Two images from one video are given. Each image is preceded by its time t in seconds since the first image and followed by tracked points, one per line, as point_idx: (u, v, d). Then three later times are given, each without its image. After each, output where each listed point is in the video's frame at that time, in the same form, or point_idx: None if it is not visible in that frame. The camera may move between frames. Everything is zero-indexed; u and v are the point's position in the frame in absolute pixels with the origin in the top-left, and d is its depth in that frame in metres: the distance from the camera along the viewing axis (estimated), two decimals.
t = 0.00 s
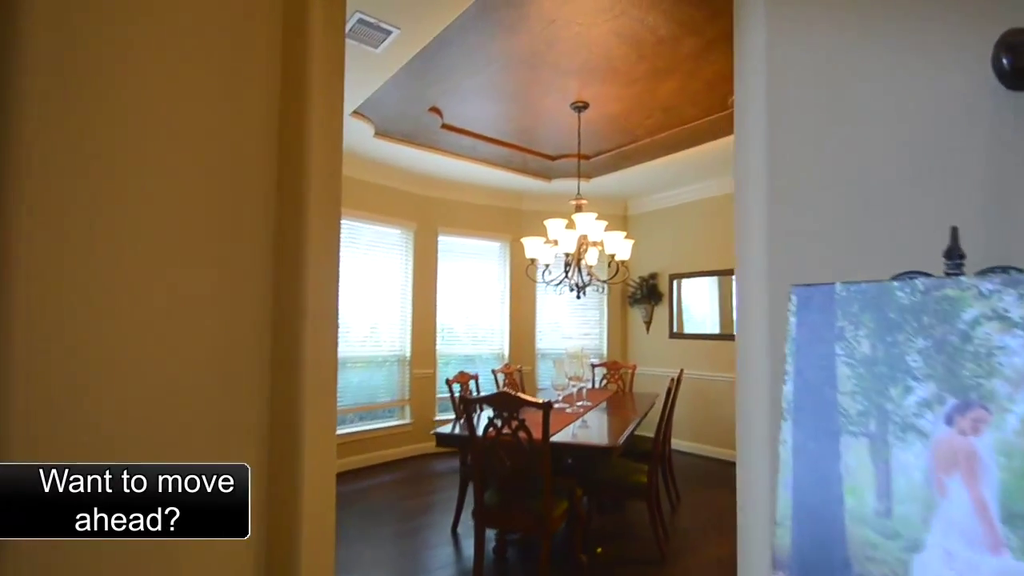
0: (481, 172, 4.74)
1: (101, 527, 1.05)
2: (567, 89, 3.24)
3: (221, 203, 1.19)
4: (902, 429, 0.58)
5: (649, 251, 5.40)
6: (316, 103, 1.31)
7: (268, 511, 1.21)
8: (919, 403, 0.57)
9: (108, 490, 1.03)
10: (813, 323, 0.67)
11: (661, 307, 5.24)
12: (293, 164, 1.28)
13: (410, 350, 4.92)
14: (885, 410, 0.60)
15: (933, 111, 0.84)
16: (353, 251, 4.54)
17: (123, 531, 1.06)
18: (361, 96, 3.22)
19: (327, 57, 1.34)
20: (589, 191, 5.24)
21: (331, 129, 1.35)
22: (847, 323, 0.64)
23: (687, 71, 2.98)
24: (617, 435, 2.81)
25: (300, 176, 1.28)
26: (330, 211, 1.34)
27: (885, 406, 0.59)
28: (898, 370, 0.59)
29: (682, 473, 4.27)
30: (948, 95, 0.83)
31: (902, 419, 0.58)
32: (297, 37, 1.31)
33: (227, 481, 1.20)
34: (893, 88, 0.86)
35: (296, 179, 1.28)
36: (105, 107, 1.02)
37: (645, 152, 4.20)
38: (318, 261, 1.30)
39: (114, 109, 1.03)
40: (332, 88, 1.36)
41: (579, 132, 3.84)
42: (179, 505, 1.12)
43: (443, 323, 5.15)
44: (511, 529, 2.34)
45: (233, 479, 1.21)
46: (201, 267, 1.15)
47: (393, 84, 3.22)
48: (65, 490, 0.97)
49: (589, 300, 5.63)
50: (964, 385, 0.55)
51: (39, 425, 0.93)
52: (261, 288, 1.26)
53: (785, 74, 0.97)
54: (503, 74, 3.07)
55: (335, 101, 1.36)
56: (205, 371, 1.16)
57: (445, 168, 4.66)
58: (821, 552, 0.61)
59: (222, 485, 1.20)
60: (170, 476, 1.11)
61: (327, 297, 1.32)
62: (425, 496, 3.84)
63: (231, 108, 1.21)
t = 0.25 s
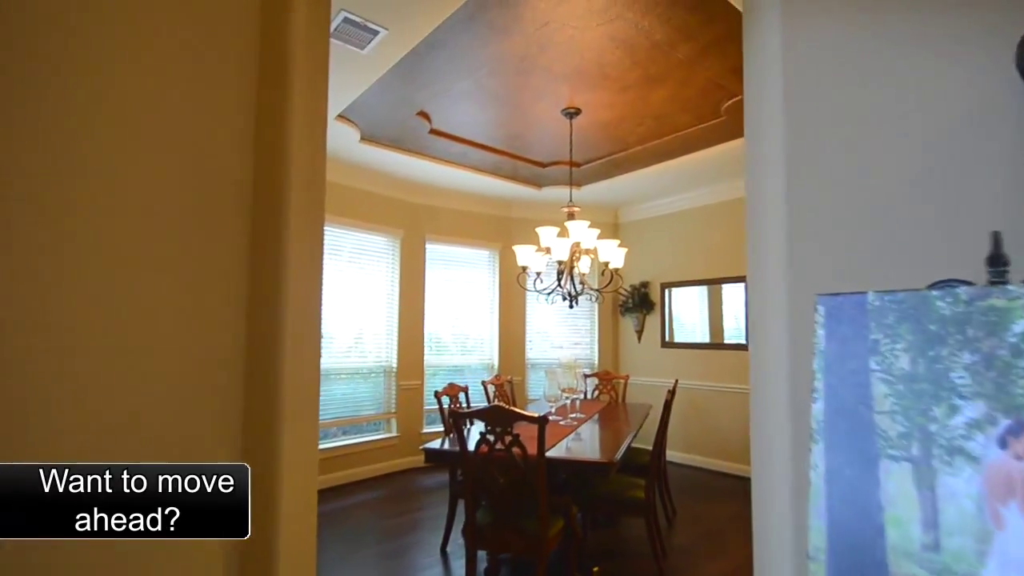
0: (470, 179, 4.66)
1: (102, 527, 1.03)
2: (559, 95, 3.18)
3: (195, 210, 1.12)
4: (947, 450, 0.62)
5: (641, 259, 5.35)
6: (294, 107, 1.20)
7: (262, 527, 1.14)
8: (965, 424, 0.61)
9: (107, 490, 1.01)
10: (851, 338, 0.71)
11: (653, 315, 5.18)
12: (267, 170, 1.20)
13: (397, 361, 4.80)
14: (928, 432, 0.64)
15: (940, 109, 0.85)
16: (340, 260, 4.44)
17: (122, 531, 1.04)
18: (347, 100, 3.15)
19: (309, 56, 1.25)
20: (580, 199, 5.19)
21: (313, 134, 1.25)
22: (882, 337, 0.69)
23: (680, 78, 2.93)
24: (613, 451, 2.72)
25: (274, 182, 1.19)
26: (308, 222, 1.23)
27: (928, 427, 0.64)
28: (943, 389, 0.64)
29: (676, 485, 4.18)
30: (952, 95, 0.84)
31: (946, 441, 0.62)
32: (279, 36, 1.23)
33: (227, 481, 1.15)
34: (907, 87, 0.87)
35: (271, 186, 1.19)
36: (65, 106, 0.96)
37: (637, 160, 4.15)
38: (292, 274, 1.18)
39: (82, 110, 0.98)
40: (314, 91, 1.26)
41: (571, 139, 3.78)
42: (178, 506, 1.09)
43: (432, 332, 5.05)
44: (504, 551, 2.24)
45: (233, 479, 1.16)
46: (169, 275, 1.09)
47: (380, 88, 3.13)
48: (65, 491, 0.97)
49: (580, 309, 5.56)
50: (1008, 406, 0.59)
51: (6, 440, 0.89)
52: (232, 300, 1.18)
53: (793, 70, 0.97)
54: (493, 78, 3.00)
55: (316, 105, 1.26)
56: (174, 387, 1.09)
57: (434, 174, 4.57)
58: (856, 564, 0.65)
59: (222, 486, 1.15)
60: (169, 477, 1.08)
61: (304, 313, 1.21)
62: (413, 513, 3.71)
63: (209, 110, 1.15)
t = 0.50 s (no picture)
0: (464, 185, 4.57)
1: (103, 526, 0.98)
2: (555, 99, 3.10)
3: (169, 209, 1.03)
4: (1013, 485, 0.60)
5: (637, 269, 5.27)
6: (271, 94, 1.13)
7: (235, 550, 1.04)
8: None
9: (108, 490, 0.97)
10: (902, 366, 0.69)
11: (649, 326, 5.09)
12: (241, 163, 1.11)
13: (388, 371, 4.66)
14: (991, 462, 0.62)
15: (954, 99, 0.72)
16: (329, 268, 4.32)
17: (123, 530, 0.99)
18: (337, 102, 3.05)
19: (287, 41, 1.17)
20: (576, 207, 5.10)
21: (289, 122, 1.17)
22: (931, 352, 0.67)
23: (679, 81, 2.87)
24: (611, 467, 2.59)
25: (247, 176, 1.10)
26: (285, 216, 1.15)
27: (990, 457, 0.62)
28: (1004, 412, 0.62)
29: (675, 501, 4.05)
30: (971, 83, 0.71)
31: (1011, 473, 0.61)
32: (253, 17, 1.14)
33: (227, 481, 1.06)
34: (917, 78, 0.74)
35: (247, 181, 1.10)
36: (15, 96, 0.87)
37: (634, 168, 4.08)
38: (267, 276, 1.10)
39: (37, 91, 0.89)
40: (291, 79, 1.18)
41: (567, 146, 3.71)
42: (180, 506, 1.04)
43: (422, 342, 4.92)
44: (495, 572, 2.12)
45: (233, 479, 1.06)
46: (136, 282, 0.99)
47: (371, 91, 3.03)
48: (65, 490, 0.93)
49: (575, 319, 5.46)
50: None
51: None
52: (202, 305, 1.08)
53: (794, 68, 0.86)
54: (488, 80, 2.91)
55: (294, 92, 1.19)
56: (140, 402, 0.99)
57: (426, 180, 4.47)
58: None
59: (222, 486, 1.06)
60: (170, 476, 1.03)
61: (281, 316, 1.13)
62: (402, 529, 3.56)
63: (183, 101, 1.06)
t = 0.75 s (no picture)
0: (458, 192, 4.46)
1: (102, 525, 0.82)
2: (550, 102, 3.00)
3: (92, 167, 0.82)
4: None
5: (635, 276, 5.16)
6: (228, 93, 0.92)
7: None
8: None
9: (107, 490, 0.81)
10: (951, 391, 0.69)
11: (649, 334, 4.97)
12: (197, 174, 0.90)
13: (381, 382, 4.52)
14: None
15: (959, 111, 0.72)
16: (320, 275, 4.20)
17: (121, 532, 0.83)
18: (325, 106, 2.94)
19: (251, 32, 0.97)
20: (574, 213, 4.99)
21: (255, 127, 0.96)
22: (1004, 369, 0.67)
23: (680, 82, 2.78)
24: (611, 482, 2.45)
25: (200, 189, 0.90)
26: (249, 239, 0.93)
27: None
28: None
29: (679, 517, 3.91)
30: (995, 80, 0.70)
31: None
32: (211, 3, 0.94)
33: (226, 479, 0.88)
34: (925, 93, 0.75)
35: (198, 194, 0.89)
36: None
37: (632, 172, 3.97)
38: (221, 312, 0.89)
39: None
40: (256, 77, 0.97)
41: (563, 151, 3.60)
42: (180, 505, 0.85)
43: (417, 351, 4.79)
44: None
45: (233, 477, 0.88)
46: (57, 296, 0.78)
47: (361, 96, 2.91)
48: (62, 491, 0.78)
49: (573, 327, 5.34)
50: None
51: None
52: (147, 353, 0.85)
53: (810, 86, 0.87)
54: (481, 84, 2.81)
55: (261, 92, 0.98)
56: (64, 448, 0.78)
57: (419, 187, 4.36)
58: None
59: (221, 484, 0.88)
60: (170, 475, 0.85)
61: (244, 360, 0.92)
62: (395, 549, 3.41)
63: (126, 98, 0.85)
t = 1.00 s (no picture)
0: (454, 197, 4.37)
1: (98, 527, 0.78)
2: (548, 103, 2.90)
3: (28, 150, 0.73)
4: None
5: (636, 283, 5.05)
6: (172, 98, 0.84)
7: None
8: None
9: (107, 490, 0.77)
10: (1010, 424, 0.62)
11: (650, 342, 4.85)
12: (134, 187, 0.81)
13: (375, 392, 4.41)
14: None
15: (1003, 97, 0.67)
16: (313, 283, 4.11)
17: (121, 533, 0.78)
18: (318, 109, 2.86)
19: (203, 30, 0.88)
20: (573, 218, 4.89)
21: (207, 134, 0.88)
22: None
23: (681, 82, 2.69)
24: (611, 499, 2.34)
25: (141, 203, 0.81)
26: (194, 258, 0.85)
27: None
28: None
29: (682, 534, 3.77)
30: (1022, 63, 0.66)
31: None
32: (156, 0, 0.85)
33: (227, 480, 0.89)
34: (963, 101, 0.69)
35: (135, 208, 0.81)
36: None
37: (632, 176, 3.87)
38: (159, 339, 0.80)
39: None
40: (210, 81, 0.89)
41: (562, 155, 3.51)
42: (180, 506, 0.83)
43: (412, 358, 4.67)
44: None
45: (234, 478, 0.90)
46: None
47: (351, 96, 2.82)
48: (62, 491, 0.75)
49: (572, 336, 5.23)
50: None
51: None
52: (78, 378, 0.76)
53: (841, 67, 0.83)
54: (475, 83, 2.71)
55: (214, 98, 0.89)
56: None
57: (415, 192, 4.27)
58: None
59: (221, 485, 0.89)
60: (171, 475, 0.81)
61: (187, 371, 0.83)
62: (386, 568, 3.27)
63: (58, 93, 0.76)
